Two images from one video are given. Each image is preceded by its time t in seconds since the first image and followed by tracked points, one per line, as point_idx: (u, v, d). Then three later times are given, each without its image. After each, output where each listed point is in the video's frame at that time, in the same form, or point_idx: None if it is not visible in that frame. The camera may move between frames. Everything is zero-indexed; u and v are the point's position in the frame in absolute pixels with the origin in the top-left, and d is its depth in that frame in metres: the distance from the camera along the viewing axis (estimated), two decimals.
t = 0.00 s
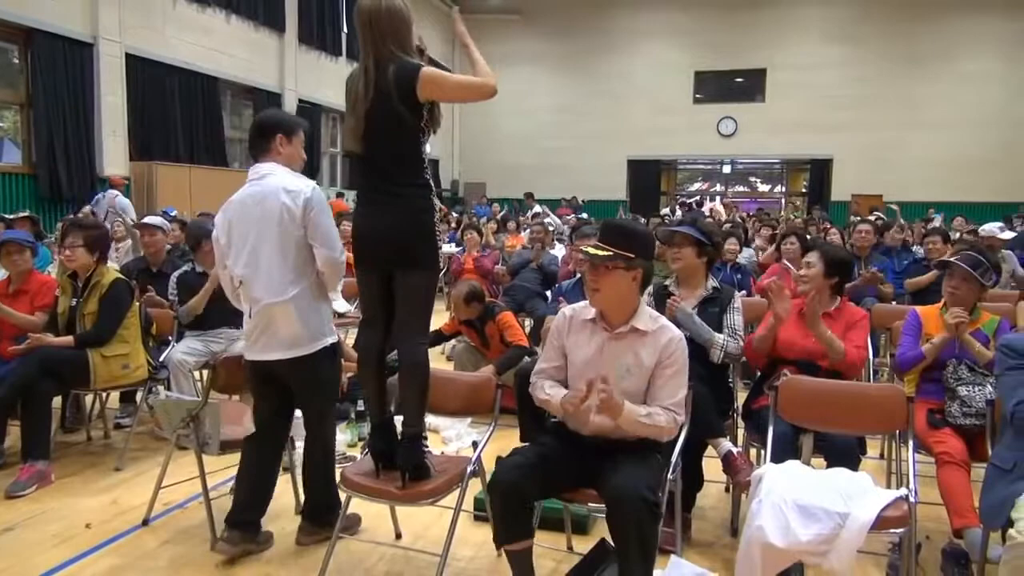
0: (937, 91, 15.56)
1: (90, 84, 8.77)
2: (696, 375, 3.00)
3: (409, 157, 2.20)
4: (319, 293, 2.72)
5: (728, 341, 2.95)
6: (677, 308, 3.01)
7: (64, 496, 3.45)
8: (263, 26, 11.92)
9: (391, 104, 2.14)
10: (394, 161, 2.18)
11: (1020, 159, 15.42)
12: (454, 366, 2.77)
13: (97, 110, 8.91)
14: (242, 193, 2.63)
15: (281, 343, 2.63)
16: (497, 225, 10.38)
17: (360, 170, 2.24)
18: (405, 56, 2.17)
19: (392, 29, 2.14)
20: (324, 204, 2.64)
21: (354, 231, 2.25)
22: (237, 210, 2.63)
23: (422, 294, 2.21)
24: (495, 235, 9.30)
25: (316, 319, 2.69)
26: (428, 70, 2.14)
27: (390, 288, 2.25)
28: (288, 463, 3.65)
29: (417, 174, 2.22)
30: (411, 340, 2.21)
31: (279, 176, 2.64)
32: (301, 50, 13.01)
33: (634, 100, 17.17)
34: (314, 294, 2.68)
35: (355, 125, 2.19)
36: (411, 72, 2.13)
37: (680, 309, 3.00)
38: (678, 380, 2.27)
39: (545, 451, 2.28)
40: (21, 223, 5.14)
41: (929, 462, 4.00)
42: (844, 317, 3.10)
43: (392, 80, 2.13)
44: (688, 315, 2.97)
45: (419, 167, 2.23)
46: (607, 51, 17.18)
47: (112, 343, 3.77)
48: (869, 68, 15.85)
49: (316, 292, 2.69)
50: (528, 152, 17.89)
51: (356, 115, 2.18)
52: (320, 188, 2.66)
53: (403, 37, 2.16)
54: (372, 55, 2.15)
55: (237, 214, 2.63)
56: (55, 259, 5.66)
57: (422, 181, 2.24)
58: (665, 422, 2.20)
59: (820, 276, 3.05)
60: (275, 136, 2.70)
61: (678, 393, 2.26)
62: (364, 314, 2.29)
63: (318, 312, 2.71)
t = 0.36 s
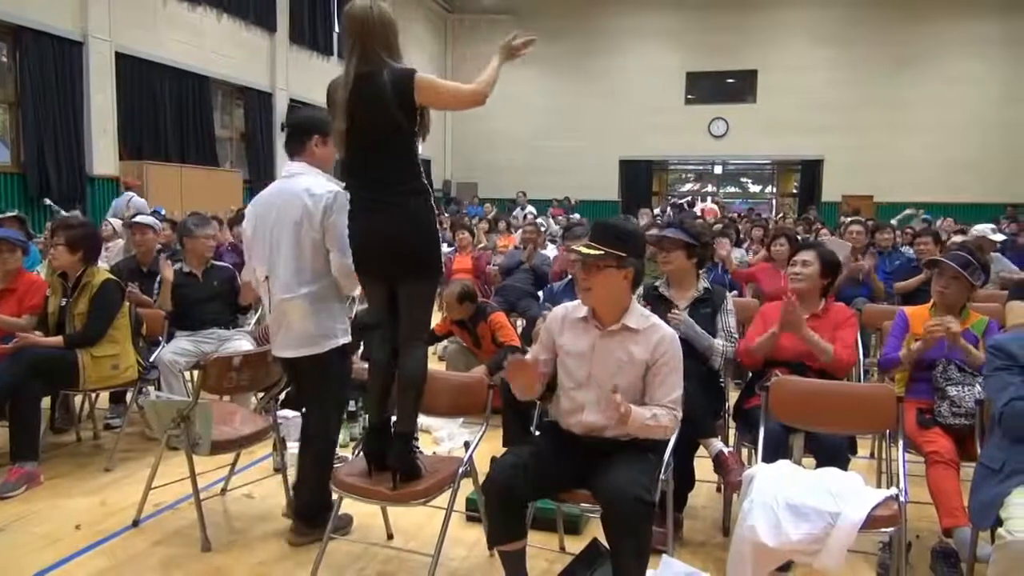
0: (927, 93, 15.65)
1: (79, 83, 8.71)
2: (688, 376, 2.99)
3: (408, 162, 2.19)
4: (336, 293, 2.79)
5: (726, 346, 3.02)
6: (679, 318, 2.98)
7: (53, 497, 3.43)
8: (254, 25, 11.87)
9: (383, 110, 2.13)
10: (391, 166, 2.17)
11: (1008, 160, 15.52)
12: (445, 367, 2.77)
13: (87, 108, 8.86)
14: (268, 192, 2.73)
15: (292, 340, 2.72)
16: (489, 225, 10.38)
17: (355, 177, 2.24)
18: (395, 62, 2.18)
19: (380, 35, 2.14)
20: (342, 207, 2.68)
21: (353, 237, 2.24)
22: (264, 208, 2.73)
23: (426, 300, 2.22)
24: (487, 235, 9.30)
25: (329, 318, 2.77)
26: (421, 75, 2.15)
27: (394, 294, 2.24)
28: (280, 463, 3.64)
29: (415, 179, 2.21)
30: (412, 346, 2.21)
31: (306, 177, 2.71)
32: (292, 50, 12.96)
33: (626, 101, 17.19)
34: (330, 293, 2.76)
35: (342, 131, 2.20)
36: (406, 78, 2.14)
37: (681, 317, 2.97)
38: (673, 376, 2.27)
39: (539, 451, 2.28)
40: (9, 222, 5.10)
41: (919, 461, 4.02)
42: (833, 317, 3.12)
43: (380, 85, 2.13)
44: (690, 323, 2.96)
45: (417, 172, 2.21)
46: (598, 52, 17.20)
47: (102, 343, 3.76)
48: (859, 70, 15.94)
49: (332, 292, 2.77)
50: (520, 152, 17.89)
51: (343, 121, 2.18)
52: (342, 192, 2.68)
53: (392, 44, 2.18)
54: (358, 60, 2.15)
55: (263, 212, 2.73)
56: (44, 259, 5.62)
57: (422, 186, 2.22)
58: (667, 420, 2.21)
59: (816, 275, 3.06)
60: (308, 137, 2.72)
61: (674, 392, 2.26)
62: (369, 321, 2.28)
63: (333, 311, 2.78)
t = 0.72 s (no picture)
0: (938, 91, 15.55)
1: (91, 82, 8.77)
2: (697, 376, 2.99)
3: (419, 152, 2.19)
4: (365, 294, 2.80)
5: (727, 339, 2.96)
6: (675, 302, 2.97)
7: (65, 494, 3.45)
8: (264, 24, 11.92)
9: (395, 99, 2.15)
10: (402, 155, 2.17)
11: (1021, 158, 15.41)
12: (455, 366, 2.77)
13: (99, 107, 8.92)
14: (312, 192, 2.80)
15: (319, 335, 2.79)
16: (498, 224, 10.39)
17: (367, 168, 2.24)
18: (406, 54, 2.19)
19: (392, 26, 2.14)
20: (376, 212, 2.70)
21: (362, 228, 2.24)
22: (306, 207, 2.80)
23: (434, 291, 2.21)
24: (496, 234, 9.31)
25: (357, 319, 2.80)
26: (435, 60, 2.19)
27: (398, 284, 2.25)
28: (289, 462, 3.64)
29: (427, 170, 2.21)
30: (421, 336, 2.20)
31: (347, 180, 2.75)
32: (302, 49, 13.01)
33: (635, 100, 17.16)
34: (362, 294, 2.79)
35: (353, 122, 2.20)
36: (420, 69, 2.15)
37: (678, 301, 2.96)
38: (674, 370, 2.27)
39: (547, 451, 2.28)
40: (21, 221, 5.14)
41: (930, 462, 4.00)
42: (840, 315, 3.10)
43: (391, 75, 2.14)
44: (689, 310, 2.95)
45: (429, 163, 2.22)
46: (607, 51, 17.17)
47: (113, 342, 3.78)
48: (870, 68, 15.86)
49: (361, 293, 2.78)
50: (529, 151, 17.89)
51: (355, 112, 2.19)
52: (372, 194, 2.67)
53: (401, 35, 2.18)
54: (368, 51, 2.14)
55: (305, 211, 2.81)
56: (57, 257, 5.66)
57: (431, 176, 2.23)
58: (656, 409, 2.19)
59: (822, 273, 3.07)
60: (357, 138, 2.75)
61: (672, 383, 2.26)
62: (371, 312, 2.28)
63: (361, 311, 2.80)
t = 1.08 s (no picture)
0: (953, 89, 15.42)
1: (105, 82, 8.83)
2: (709, 377, 2.98)
3: (430, 154, 2.19)
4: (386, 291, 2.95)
5: (748, 346, 2.97)
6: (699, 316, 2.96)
7: (79, 491, 3.48)
8: (277, 25, 11.97)
9: (405, 101, 2.15)
10: (413, 158, 2.17)
11: None
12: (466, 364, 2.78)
13: (113, 107, 8.98)
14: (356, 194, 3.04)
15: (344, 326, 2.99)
16: (509, 224, 10.38)
17: (376, 169, 2.24)
18: (417, 54, 2.19)
19: (402, 28, 2.15)
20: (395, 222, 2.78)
21: (376, 230, 2.25)
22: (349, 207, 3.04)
23: (445, 292, 2.22)
24: (507, 234, 9.31)
25: (377, 315, 2.97)
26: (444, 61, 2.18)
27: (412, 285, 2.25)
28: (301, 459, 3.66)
29: (437, 173, 2.21)
30: (434, 337, 2.22)
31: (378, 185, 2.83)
32: (314, 49, 13.05)
33: (646, 99, 17.12)
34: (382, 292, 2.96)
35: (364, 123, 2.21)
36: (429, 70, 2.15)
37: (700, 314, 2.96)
38: (694, 376, 2.26)
39: (558, 451, 2.28)
40: (38, 220, 5.19)
41: (945, 463, 3.97)
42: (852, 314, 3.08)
43: (400, 76, 2.14)
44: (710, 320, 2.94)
45: (440, 163, 2.22)
46: (618, 50, 17.14)
47: (127, 340, 3.81)
48: (884, 67, 15.75)
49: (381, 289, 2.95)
50: (540, 151, 17.88)
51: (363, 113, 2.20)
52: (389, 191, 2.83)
53: (413, 35, 2.18)
54: (377, 51, 2.16)
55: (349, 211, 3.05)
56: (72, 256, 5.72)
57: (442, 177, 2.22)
58: (687, 422, 2.21)
59: (835, 273, 3.03)
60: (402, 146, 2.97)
61: (685, 385, 2.25)
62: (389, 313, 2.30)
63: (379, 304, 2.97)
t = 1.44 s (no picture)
0: (971, 87, 15.27)
1: (120, 81, 8.89)
2: (723, 377, 2.97)
3: (442, 156, 2.19)
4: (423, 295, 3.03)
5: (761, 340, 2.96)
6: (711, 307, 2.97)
7: (95, 487, 3.52)
8: (291, 24, 12.02)
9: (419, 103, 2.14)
10: (424, 159, 2.17)
11: None
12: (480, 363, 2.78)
13: (128, 106, 9.04)
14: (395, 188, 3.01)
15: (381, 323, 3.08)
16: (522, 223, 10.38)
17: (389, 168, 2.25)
18: (440, 56, 2.18)
19: (424, 27, 2.15)
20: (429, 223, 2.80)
21: (386, 228, 2.25)
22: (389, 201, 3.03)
23: (452, 293, 2.23)
24: (520, 232, 9.31)
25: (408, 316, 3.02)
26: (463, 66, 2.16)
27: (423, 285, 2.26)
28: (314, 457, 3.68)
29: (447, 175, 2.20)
30: (441, 338, 2.23)
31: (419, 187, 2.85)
32: (328, 48, 13.09)
33: (659, 97, 17.07)
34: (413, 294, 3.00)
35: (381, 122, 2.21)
36: (446, 74, 2.13)
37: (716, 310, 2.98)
38: (702, 373, 2.25)
39: (570, 450, 2.28)
40: (55, 218, 5.25)
41: (961, 464, 3.94)
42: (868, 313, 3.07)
43: (417, 76, 2.14)
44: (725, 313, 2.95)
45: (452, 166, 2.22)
46: (631, 49, 17.10)
47: (143, 338, 3.84)
48: (899, 64, 15.63)
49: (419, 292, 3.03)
50: (553, 149, 17.86)
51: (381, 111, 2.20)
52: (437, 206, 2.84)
53: (438, 37, 2.19)
54: (398, 50, 2.17)
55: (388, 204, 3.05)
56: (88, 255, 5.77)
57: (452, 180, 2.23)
58: (694, 417, 2.20)
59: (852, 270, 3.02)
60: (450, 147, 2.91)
61: (696, 384, 2.25)
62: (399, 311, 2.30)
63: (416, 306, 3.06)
